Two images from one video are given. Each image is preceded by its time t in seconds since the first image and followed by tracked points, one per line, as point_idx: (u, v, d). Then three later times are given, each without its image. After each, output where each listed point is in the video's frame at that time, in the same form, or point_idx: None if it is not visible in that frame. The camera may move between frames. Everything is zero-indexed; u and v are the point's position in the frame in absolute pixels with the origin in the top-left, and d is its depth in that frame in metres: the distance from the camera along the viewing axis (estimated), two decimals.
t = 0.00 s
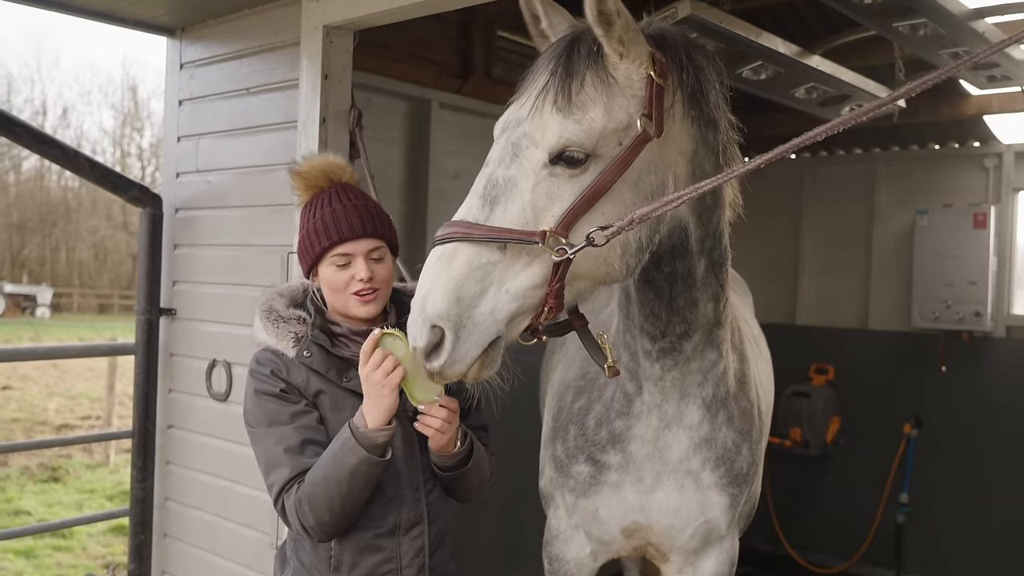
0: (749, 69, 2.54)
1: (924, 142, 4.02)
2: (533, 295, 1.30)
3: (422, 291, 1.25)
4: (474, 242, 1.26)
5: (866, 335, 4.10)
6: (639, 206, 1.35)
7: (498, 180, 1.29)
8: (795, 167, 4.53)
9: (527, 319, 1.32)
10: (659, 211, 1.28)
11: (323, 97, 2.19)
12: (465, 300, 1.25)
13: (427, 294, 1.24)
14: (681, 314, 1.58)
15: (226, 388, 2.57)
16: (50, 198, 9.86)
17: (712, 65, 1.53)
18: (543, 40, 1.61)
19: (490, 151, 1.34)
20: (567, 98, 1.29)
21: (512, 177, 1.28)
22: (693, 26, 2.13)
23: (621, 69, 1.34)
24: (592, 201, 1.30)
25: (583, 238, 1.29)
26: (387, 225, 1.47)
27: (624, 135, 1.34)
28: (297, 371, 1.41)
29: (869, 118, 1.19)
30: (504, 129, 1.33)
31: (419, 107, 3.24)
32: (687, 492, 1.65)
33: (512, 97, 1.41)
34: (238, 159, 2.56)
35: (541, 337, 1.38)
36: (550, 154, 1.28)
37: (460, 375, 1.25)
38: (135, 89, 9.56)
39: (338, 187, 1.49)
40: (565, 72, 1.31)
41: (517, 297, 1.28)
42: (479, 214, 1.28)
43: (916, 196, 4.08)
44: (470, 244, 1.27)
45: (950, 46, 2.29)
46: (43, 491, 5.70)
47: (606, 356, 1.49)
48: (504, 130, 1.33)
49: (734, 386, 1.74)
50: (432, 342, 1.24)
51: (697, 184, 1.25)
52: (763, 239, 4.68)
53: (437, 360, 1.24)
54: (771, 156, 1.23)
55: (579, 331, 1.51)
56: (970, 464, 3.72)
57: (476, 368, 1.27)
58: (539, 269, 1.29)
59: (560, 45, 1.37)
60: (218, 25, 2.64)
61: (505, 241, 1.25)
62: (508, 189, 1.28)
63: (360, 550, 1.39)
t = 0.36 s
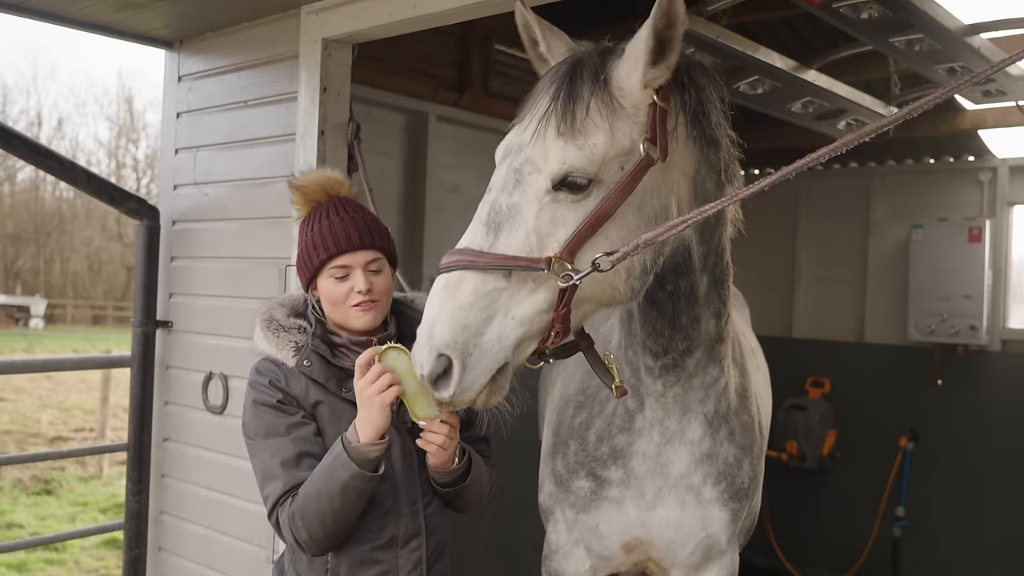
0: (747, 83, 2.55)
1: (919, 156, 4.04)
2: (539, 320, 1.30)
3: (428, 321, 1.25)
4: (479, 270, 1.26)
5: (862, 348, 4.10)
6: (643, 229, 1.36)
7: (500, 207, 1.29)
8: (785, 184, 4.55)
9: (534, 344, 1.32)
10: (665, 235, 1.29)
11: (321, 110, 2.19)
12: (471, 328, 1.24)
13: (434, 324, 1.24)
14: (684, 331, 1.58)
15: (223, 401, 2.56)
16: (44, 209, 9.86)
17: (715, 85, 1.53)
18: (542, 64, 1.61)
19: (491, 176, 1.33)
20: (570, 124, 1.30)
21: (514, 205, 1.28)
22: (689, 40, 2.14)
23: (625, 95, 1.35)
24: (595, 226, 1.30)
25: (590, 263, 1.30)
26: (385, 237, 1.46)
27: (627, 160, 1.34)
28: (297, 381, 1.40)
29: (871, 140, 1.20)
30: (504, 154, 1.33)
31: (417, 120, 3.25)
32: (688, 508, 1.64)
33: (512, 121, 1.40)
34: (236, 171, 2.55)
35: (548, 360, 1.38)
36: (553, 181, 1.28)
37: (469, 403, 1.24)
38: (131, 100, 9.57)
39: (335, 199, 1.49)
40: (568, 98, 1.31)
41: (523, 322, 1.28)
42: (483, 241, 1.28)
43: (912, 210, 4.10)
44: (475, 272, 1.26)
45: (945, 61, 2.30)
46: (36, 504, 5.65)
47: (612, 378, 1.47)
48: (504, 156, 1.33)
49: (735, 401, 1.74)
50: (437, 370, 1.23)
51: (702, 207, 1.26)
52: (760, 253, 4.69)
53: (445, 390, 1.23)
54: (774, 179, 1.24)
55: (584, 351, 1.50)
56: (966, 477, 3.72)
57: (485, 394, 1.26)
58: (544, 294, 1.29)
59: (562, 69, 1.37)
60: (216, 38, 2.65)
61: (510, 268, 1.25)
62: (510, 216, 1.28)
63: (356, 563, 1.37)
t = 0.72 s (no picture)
0: (745, 92, 2.55)
1: (916, 165, 4.05)
2: (542, 332, 1.30)
3: (431, 329, 1.25)
4: (482, 279, 1.26)
5: (860, 356, 4.10)
6: (647, 242, 1.36)
7: (505, 217, 1.29)
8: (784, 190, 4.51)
9: (536, 354, 1.32)
10: (670, 250, 1.26)
11: (320, 120, 2.19)
12: (474, 338, 1.24)
13: (437, 333, 1.24)
14: (687, 343, 1.58)
15: (221, 410, 2.55)
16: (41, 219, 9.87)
17: (722, 97, 1.54)
18: (549, 73, 1.61)
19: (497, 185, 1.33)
20: (578, 135, 1.30)
21: (520, 215, 1.28)
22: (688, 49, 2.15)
23: (633, 108, 1.36)
24: (600, 239, 1.30)
25: (593, 276, 1.30)
26: (381, 246, 1.45)
27: (633, 173, 1.35)
28: (295, 394, 1.39)
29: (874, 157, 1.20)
30: (511, 164, 1.33)
31: (415, 130, 3.25)
32: (690, 518, 1.63)
33: (519, 131, 1.40)
34: (235, 180, 2.55)
35: (549, 372, 1.37)
36: (559, 193, 1.28)
37: (470, 412, 1.24)
38: (128, 110, 9.57)
39: (336, 206, 1.50)
40: (575, 108, 1.32)
41: (526, 333, 1.28)
42: (488, 251, 1.28)
43: (909, 219, 4.11)
44: (478, 281, 1.27)
45: (942, 71, 2.31)
46: (32, 514, 5.62)
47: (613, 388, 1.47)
48: (510, 165, 1.33)
49: (736, 410, 1.73)
50: (439, 380, 1.22)
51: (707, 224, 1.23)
52: (758, 261, 4.70)
53: (446, 399, 1.22)
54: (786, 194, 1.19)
55: (588, 363, 1.49)
56: (964, 486, 3.72)
57: (486, 405, 1.26)
58: (547, 306, 1.29)
59: (570, 79, 1.38)
60: (215, 48, 2.65)
61: (514, 279, 1.25)
62: (515, 226, 1.28)
63: None
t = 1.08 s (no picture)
0: (740, 95, 2.56)
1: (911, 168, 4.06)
2: (542, 344, 1.29)
3: (431, 339, 1.25)
4: (482, 291, 1.26)
5: (856, 359, 4.11)
6: (649, 255, 1.36)
7: (506, 228, 1.28)
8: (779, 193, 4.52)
9: (535, 367, 1.31)
10: (672, 264, 1.26)
11: (315, 121, 2.19)
12: (473, 350, 1.24)
13: (436, 344, 1.23)
14: (684, 350, 1.58)
15: (216, 413, 2.54)
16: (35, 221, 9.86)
17: (726, 107, 1.54)
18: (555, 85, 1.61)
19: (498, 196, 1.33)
20: (582, 147, 1.29)
21: (521, 227, 1.27)
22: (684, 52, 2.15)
23: (638, 120, 1.35)
24: (602, 253, 1.30)
25: (594, 291, 1.29)
26: (375, 250, 1.45)
27: (637, 186, 1.34)
28: (291, 398, 1.39)
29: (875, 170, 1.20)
30: (512, 175, 1.32)
31: (411, 132, 3.25)
32: (687, 522, 1.63)
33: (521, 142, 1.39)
34: (229, 182, 2.55)
35: (547, 384, 1.37)
36: (562, 207, 1.27)
37: (466, 423, 1.24)
38: (123, 112, 9.55)
39: (329, 210, 1.49)
40: (579, 120, 1.31)
41: (525, 345, 1.27)
42: (488, 262, 1.28)
43: (904, 222, 4.12)
44: (478, 293, 1.26)
45: (937, 73, 2.31)
46: (26, 517, 5.60)
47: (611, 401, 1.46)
48: (511, 177, 1.32)
49: (733, 413, 1.73)
50: (439, 393, 1.22)
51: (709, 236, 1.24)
52: (753, 263, 4.70)
53: (443, 408, 1.21)
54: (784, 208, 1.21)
55: (584, 374, 1.48)
56: (959, 487, 3.72)
57: (482, 417, 1.26)
58: (548, 318, 1.29)
59: (574, 90, 1.37)
60: (210, 50, 2.64)
61: (513, 292, 1.24)
62: (516, 238, 1.28)
63: None
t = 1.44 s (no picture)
0: (740, 96, 2.56)
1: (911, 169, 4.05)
2: (548, 356, 1.29)
3: (436, 354, 1.23)
4: (490, 304, 1.25)
5: (857, 360, 4.10)
6: (658, 270, 1.36)
7: (519, 240, 1.27)
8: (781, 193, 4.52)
9: (539, 378, 1.31)
10: (682, 282, 1.26)
11: (315, 122, 2.19)
12: (479, 364, 1.23)
13: (442, 358, 1.22)
14: (684, 357, 1.58)
15: (217, 414, 2.54)
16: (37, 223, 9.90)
17: (737, 118, 1.53)
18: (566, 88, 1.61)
19: (510, 204, 1.31)
20: (600, 160, 1.28)
21: (535, 239, 1.27)
22: (686, 53, 2.15)
23: (656, 134, 1.35)
24: (613, 269, 1.30)
25: (605, 308, 1.29)
26: (384, 255, 1.47)
27: (650, 201, 1.34)
28: (290, 400, 1.39)
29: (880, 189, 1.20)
30: (523, 184, 1.31)
31: (411, 133, 3.24)
32: (686, 524, 1.62)
33: (532, 147, 1.38)
34: (230, 184, 2.55)
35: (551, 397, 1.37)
36: (578, 220, 1.27)
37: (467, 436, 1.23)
38: (124, 114, 9.57)
39: (331, 213, 1.48)
40: (597, 131, 1.30)
41: (532, 357, 1.27)
42: (498, 275, 1.27)
43: (905, 223, 4.11)
44: (486, 305, 1.26)
45: (938, 73, 2.31)
46: (28, 518, 5.60)
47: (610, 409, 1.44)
48: (523, 186, 1.31)
49: (733, 414, 1.73)
50: (444, 407, 1.21)
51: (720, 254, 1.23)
52: (755, 264, 4.70)
53: (445, 421, 1.21)
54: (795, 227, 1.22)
55: (583, 383, 1.47)
56: (961, 488, 3.72)
57: (485, 428, 1.25)
58: (555, 332, 1.29)
59: (592, 97, 1.36)
60: (211, 51, 2.64)
61: (523, 306, 1.24)
62: (529, 251, 1.27)
63: None
